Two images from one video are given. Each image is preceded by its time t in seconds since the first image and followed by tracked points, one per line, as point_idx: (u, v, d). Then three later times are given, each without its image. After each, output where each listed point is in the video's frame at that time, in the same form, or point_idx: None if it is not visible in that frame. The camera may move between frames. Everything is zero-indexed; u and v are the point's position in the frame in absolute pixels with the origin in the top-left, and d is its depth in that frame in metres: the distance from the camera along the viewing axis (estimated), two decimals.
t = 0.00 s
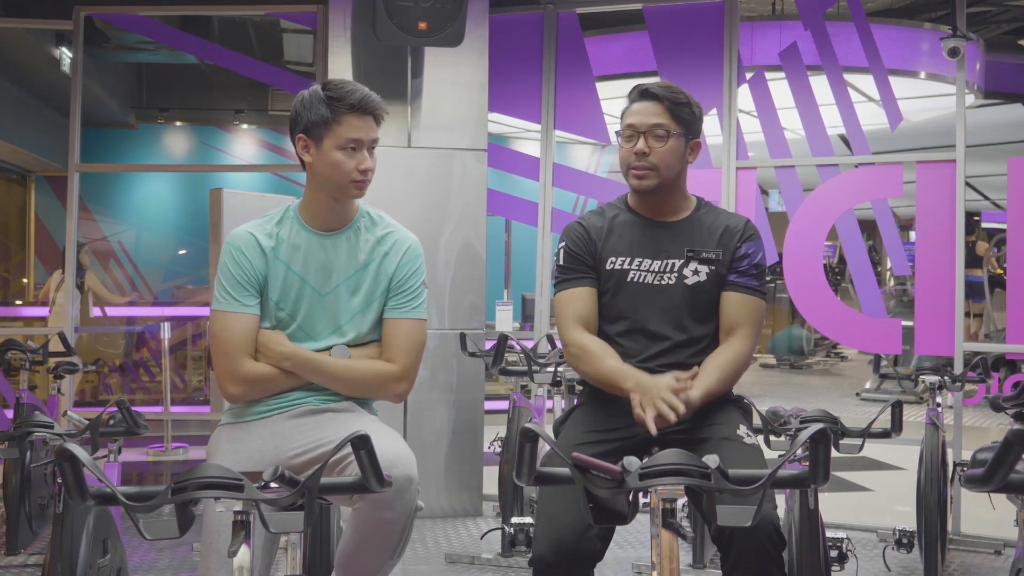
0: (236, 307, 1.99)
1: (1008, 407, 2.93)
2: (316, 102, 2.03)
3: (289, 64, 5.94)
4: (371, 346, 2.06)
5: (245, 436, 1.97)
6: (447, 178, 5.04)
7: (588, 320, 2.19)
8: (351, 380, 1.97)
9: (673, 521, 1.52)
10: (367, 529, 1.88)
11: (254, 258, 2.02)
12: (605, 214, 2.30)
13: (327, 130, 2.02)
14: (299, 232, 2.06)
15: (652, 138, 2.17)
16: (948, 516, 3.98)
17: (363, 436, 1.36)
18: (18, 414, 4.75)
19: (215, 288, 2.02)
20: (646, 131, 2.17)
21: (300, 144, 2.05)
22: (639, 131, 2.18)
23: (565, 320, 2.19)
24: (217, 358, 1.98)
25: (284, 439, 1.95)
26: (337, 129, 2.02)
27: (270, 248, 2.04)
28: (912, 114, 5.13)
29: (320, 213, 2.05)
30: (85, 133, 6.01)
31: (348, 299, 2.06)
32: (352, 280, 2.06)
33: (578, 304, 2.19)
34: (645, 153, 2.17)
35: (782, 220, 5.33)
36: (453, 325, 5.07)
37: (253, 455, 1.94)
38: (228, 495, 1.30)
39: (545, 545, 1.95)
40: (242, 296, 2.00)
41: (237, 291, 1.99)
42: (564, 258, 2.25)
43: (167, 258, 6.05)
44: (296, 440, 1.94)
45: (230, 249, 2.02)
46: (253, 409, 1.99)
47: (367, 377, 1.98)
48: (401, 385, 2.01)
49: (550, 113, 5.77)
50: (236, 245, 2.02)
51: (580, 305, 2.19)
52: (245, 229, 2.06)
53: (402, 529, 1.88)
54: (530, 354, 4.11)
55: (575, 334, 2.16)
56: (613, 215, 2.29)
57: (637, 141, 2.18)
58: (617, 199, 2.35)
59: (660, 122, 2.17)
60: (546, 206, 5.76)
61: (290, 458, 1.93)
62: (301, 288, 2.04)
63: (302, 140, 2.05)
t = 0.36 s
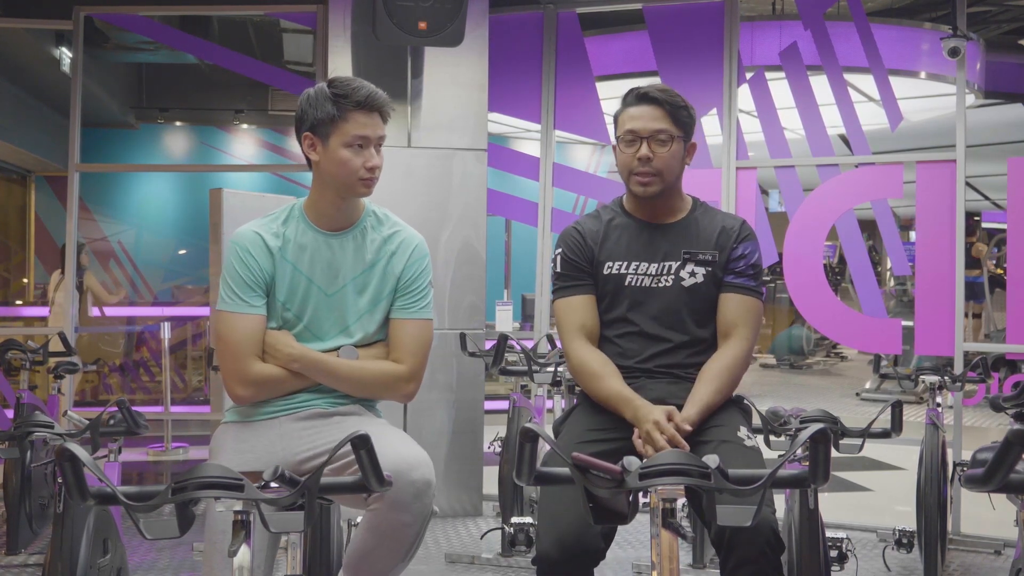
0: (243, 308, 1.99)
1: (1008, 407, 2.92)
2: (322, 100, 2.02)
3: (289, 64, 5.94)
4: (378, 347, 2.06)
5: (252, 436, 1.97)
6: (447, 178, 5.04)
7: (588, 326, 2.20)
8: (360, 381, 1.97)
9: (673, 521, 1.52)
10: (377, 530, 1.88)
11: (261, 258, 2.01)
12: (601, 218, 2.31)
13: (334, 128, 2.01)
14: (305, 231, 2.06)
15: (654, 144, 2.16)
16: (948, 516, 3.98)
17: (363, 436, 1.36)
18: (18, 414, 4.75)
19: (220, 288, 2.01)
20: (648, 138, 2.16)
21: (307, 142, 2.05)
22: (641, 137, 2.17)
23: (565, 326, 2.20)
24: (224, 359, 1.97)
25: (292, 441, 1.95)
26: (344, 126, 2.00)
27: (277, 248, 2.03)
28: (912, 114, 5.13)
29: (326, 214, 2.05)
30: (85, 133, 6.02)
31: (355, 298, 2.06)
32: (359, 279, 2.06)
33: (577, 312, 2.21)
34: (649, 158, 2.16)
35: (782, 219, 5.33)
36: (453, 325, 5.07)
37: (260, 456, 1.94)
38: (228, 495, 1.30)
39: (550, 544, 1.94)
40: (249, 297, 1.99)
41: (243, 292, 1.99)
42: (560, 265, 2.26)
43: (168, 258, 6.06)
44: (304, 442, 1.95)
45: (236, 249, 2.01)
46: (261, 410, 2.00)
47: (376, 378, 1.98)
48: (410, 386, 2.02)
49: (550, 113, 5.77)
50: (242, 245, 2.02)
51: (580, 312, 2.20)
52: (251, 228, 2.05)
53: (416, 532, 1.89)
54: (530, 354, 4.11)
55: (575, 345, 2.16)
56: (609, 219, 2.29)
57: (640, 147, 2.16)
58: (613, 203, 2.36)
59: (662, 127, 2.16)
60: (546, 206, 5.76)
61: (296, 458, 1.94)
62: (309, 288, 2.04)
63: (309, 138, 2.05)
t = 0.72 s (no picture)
0: (250, 311, 1.98)
1: (1008, 407, 2.92)
2: (331, 98, 2.02)
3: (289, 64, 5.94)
4: (385, 349, 2.06)
5: (258, 438, 1.99)
6: (447, 178, 5.04)
7: (583, 327, 2.20)
8: (367, 384, 1.96)
9: (673, 521, 1.52)
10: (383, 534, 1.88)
11: (268, 261, 2.01)
12: (598, 216, 2.31)
13: (344, 126, 2.01)
14: (312, 232, 2.05)
15: (654, 139, 2.16)
16: (949, 516, 3.97)
17: (363, 436, 1.36)
18: (18, 414, 4.75)
19: (227, 291, 2.01)
20: (648, 133, 2.16)
21: (316, 140, 2.04)
22: (640, 132, 2.17)
23: (561, 328, 2.21)
24: (231, 363, 1.97)
25: (298, 444, 1.97)
26: (353, 124, 2.00)
27: (284, 250, 2.03)
28: (912, 113, 5.13)
29: (334, 214, 2.05)
30: (85, 133, 6.02)
31: (363, 300, 2.06)
32: (367, 281, 2.06)
33: (573, 312, 2.21)
34: (649, 153, 2.16)
35: (782, 219, 5.33)
36: (453, 325, 5.08)
37: (266, 457, 1.97)
38: (228, 495, 1.30)
39: (545, 543, 1.94)
40: (256, 300, 1.99)
41: (251, 295, 1.98)
42: (557, 264, 2.27)
43: (168, 258, 6.06)
44: (310, 445, 1.96)
45: (243, 251, 2.01)
46: (269, 412, 2.00)
47: (383, 381, 1.98)
48: (418, 388, 2.02)
49: (550, 113, 5.77)
50: (249, 247, 2.01)
51: (576, 312, 2.21)
52: (257, 230, 2.05)
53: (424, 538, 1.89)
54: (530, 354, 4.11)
55: (569, 345, 2.17)
56: (606, 217, 2.30)
57: (640, 141, 2.16)
58: (611, 201, 2.36)
59: (662, 123, 2.16)
60: (546, 206, 5.76)
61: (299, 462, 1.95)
62: (317, 290, 2.04)
63: (318, 137, 2.04)
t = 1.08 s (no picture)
0: (256, 313, 1.98)
1: (1009, 407, 2.91)
2: (341, 100, 2.01)
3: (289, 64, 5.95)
4: (390, 352, 2.07)
5: (261, 439, 2.00)
6: (447, 178, 5.04)
7: (582, 328, 2.21)
8: (372, 388, 1.96)
9: (673, 521, 1.52)
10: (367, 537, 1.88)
11: (275, 262, 2.01)
12: (597, 217, 2.31)
13: (353, 128, 2.00)
14: (319, 234, 2.05)
15: (649, 141, 2.17)
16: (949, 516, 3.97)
17: (363, 436, 1.35)
18: (19, 414, 4.75)
19: (232, 291, 2.01)
20: (643, 134, 2.16)
21: (325, 142, 2.03)
22: (637, 134, 2.17)
23: (561, 328, 2.21)
24: (236, 364, 1.97)
25: (300, 446, 1.97)
26: (364, 127, 1.99)
27: (291, 251, 2.03)
28: (912, 113, 5.13)
29: (341, 217, 2.04)
30: (85, 133, 6.02)
31: (369, 302, 2.06)
32: (373, 283, 2.06)
33: (572, 313, 2.22)
34: (644, 154, 2.17)
35: (782, 219, 5.33)
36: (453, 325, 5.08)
37: (269, 458, 1.98)
38: (228, 495, 1.30)
39: (544, 543, 1.94)
40: (261, 302, 1.99)
41: (256, 297, 1.98)
42: (557, 265, 2.28)
43: (168, 258, 6.07)
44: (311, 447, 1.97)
45: (249, 252, 2.01)
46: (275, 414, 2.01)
47: (390, 385, 1.98)
48: (423, 392, 2.02)
49: (550, 113, 5.77)
50: (255, 248, 2.01)
51: (575, 312, 2.21)
52: (264, 230, 2.05)
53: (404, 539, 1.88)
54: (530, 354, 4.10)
55: (568, 346, 2.17)
56: (605, 218, 2.30)
57: (636, 143, 2.17)
58: (610, 202, 2.36)
59: (657, 124, 2.17)
60: (547, 206, 5.76)
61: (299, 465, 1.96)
62: (323, 292, 2.04)
63: (327, 138, 2.03)
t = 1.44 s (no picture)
0: (257, 312, 1.96)
1: (1009, 407, 2.92)
2: (344, 98, 1.95)
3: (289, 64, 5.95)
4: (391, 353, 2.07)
5: (261, 439, 2.00)
6: (447, 178, 5.04)
7: (585, 327, 2.22)
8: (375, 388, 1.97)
9: (674, 521, 1.51)
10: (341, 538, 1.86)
11: (277, 261, 1.99)
12: (598, 217, 2.31)
13: (357, 127, 1.95)
14: (321, 233, 2.03)
15: (648, 142, 2.15)
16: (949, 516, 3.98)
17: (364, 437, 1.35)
18: (19, 414, 4.75)
19: (233, 290, 1.98)
20: (642, 136, 2.15)
21: (328, 142, 1.99)
22: (635, 136, 2.16)
23: (564, 328, 2.23)
24: (238, 363, 1.96)
25: (299, 446, 1.98)
26: (367, 126, 1.95)
27: (293, 250, 2.01)
28: (912, 114, 5.13)
29: (344, 215, 2.02)
30: (86, 133, 6.03)
31: (371, 301, 2.05)
32: (375, 283, 2.05)
33: (574, 312, 2.23)
34: (643, 156, 2.16)
35: (782, 219, 5.33)
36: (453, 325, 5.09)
37: (268, 459, 1.99)
38: (227, 496, 1.30)
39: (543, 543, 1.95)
40: (263, 301, 1.97)
41: (259, 296, 1.96)
42: (558, 264, 2.30)
43: (168, 258, 6.06)
44: (311, 448, 1.97)
45: (251, 251, 1.98)
46: (274, 415, 2.00)
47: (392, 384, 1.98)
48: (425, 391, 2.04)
49: (550, 113, 5.77)
50: (257, 247, 1.99)
51: (576, 311, 2.23)
52: (265, 229, 2.02)
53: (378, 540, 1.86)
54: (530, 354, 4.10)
55: (571, 346, 2.19)
56: (606, 218, 2.30)
57: (634, 145, 2.16)
58: (611, 202, 2.36)
59: (656, 125, 2.15)
60: (546, 206, 5.76)
61: (298, 466, 1.96)
62: (325, 291, 2.02)
63: (330, 138, 1.99)
